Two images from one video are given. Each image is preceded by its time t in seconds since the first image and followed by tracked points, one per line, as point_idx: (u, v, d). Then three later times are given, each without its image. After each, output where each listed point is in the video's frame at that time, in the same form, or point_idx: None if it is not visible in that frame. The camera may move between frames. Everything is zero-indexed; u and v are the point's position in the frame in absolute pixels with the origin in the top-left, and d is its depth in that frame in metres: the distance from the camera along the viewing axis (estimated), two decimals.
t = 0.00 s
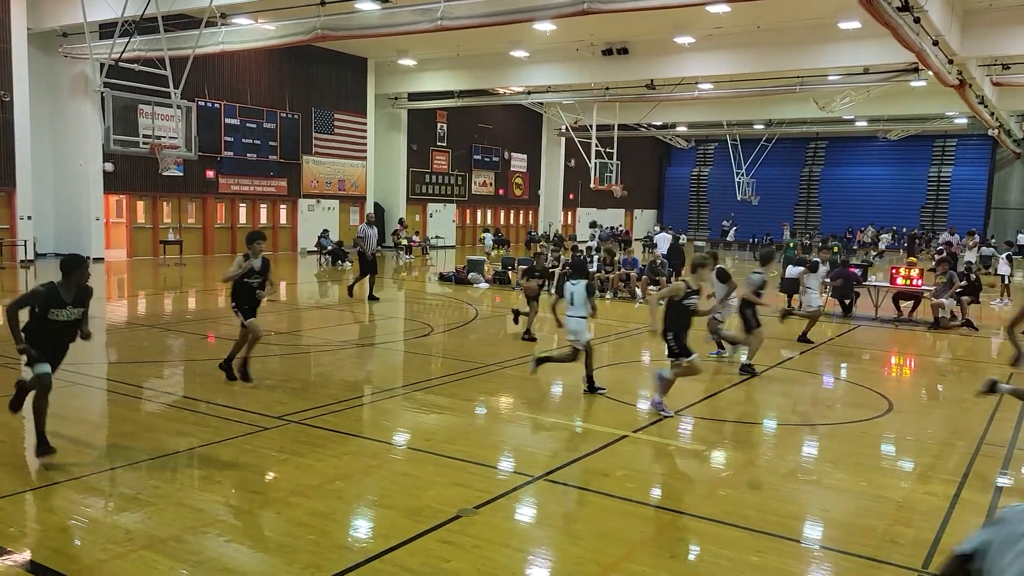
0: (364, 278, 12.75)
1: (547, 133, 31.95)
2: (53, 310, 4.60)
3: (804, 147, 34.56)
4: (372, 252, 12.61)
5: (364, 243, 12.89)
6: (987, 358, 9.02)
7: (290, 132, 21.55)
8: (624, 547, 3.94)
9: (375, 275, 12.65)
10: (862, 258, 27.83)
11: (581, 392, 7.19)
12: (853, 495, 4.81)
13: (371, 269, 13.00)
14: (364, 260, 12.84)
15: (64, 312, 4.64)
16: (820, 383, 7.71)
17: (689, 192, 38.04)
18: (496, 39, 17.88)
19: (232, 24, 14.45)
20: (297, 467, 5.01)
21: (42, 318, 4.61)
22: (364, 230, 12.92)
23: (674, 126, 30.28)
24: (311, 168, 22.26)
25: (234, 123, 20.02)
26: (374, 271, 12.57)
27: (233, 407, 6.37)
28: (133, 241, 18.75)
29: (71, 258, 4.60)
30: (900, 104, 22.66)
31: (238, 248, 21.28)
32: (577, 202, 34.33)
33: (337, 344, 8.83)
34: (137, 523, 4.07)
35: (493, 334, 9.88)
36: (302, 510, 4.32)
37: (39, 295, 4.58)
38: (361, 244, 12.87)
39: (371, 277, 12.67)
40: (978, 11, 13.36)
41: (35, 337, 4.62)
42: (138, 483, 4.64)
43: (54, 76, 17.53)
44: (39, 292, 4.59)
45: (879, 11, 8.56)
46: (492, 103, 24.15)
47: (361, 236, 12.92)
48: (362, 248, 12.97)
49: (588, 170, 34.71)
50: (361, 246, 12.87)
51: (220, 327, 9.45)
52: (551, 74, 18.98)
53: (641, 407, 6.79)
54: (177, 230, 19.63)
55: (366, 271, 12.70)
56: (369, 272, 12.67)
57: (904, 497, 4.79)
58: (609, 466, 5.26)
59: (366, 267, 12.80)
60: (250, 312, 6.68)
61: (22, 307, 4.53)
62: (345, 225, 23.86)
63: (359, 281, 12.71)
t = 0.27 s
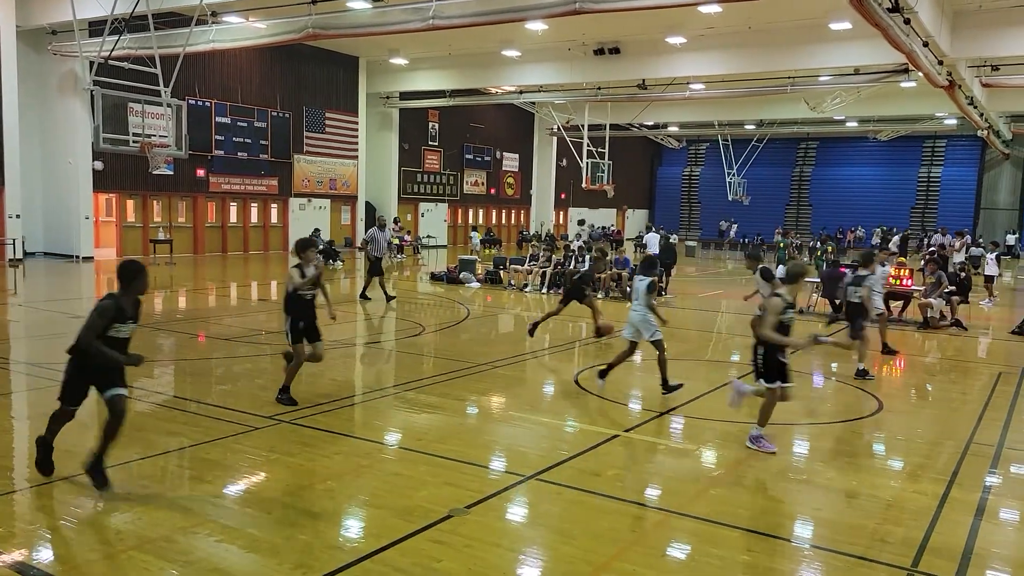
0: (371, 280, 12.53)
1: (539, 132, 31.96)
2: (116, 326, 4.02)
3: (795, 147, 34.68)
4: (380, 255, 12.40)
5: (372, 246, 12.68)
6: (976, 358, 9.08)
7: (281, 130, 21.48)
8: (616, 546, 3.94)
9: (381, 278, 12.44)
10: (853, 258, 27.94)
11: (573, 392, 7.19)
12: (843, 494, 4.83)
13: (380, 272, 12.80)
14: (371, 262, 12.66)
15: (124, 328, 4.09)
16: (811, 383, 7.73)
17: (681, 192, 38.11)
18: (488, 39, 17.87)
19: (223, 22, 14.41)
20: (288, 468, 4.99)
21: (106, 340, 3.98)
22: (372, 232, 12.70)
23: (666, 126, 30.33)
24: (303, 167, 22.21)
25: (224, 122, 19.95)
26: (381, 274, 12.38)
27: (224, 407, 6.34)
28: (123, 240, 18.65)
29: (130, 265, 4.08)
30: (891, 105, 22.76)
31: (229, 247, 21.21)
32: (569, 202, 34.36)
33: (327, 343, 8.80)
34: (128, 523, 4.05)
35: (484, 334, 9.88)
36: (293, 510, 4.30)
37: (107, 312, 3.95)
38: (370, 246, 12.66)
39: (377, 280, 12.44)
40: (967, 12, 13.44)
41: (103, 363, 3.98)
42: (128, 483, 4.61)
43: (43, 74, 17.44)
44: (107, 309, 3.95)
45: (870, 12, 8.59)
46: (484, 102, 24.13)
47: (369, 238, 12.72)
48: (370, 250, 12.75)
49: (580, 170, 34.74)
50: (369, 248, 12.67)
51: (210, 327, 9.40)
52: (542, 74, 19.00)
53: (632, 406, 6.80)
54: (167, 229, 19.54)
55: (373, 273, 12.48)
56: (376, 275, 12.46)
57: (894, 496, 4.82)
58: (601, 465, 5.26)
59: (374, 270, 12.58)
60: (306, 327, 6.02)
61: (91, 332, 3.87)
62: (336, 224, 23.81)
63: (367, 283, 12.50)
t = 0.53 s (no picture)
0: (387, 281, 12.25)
1: (532, 132, 31.97)
2: (207, 354, 3.36)
3: (787, 147, 34.79)
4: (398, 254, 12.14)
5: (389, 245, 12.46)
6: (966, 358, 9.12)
7: (273, 129, 21.43)
8: (609, 546, 3.95)
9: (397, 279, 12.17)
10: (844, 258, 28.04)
11: (565, 392, 7.19)
12: (834, 494, 4.84)
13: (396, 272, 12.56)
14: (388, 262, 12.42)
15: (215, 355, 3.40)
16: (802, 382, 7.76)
17: (673, 192, 38.17)
18: (480, 38, 17.86)
19: (215, 21, 14.37)
20: (280, 467, 4.98)
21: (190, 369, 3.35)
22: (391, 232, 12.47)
23: (659, 126, 30.38)
24: (295, 166, 22.16)
25: (216, 120, 19.88)
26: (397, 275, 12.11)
27: (215, 407, 6.32)
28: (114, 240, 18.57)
29: (226, 280, 3.43)
30: (883, 105, 22.84)
31: (220, 246, 21.13)
32: (562, 202, 34.36)
33: (319, 343, 8.77)
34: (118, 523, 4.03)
35: (477, 333, 9.86)
36: (284, 510, 4.29)
37: (191, 333, 3.31)
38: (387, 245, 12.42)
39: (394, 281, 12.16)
40: (958, 14, 13.50)
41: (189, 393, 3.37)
42: (119, 484, 4.59)
43: (34, 72, 17.35)
44: (190, 329, 3.31)
45: (862, 13, 8.62)
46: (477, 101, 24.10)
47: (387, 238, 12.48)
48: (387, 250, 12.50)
49: (573, 170, 34.75)
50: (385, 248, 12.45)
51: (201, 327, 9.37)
52: (534, 74, 19.02)
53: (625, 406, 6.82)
54: (158, 228, 19.45)
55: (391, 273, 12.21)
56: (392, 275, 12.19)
57: (885, 495, 4.84)
58: (593, 464, 5.27)
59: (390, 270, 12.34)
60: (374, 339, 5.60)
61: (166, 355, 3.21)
62: (329, 223, 23.76)
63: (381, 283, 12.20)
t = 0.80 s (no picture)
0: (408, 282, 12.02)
1: (524, 132, 31.99)
2: (354, 394, 2.83)
3: (777, 148, 34.92)
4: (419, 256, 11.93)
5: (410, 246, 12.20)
6: (955, 357, 9.18)
7: (264, 129, 21.37)
8: (600, 545, 3.95)
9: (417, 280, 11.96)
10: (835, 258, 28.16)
11: (557, 392, 7.19)
12: (825, 492, 4.86)
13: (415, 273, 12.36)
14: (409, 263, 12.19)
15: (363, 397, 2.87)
16: (793, 382, 7.79)
17: (665, 192, 38.25)
18: (472, 38, 17.85)
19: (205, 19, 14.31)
20: (270, 468, 4.96)
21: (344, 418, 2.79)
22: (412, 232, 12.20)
23: (650, 126, 30.43)
24: (286, 165, 22.11)
25: (207, 120, 19.82)
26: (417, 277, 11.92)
27: (206, 407, 6.30)
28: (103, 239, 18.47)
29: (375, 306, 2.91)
30: (873, 106, 22.95)
31: (211, 246, 21.06)
32: (554, 201, 34.38)
33: (310, 343, 8.75)
34: (108, 524, 4.01)
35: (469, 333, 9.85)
36: (275, 510, 4.28)
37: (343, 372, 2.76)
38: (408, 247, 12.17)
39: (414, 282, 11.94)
40: (948, 15, 13.58)
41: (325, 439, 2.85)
42: (108, 484, 4.57)
43: (22, 70, 17.25)
44: (343, 370, 2.74)
45: (852, 14, 8.66)
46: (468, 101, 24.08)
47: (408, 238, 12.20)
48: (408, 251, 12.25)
49: (565, 170, 34.78)
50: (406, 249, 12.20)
51: (191, 327, 9.33)
52: (526, 74, 19.03)
53: (616, 405, 6.83)
54: (148, 228, 19.36)
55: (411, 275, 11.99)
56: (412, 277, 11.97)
57: (875, 494, 4.86)
58: (585, 464, 5.28)
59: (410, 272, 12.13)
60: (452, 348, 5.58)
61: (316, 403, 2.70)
62: (320, 223, 23.71)
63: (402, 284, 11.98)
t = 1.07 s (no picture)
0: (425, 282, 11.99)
1: (513, 131, 31.99)
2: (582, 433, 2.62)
3: (766, 148, 35.09)
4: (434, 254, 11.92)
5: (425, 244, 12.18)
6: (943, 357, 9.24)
7: (252, 128, 21.30)
8: (590, 544, 3.96)
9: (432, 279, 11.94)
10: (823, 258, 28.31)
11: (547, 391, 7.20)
12: (814, 492, 4.88)
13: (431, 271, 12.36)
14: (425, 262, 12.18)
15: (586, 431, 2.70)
16: (782, 381, 7.83)
17: (654, 192, 38.36)
18: (461, 37, 17.85)
19: (193, 18, 14.23)
20: (259, 468, 4.94)
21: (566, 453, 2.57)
22: (426, 231, 12.17)
23: (640, 126, 30.49)
24: (274, 165, 22.04)
25: (195, 119, 19.74)
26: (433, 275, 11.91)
27: (194, 407, 6.27)
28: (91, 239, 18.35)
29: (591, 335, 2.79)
30: (861, 107, 23.09)
31: (199, 245, 20.95)
32: (543, 201, 34.39)
33: (299, 343, 8.71)
34: (94, 525, 3.98)
35: (458, 333, 9.83)
36: (264, 511, 4.26)
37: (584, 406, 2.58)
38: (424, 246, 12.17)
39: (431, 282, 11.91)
40: (935, 16, 13.68)
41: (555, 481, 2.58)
42: (95, 485, 4.54)
43: (9, 68, 17.12)
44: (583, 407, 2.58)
45: (840, 15, 8.71)
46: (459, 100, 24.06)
47: (422, 237, 12.17)
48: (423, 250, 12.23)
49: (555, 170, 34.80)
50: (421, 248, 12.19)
51: (179, 327, 9.27)
52: (515, 73, 19.04)
53: (606, 405, 6.83)
54: (135, 227, 19.24)
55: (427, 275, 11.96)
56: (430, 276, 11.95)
57: (862, 493, 4.88)
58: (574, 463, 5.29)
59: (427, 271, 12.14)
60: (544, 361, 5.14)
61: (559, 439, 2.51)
62: (309, 222, 23.64)
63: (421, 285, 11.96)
